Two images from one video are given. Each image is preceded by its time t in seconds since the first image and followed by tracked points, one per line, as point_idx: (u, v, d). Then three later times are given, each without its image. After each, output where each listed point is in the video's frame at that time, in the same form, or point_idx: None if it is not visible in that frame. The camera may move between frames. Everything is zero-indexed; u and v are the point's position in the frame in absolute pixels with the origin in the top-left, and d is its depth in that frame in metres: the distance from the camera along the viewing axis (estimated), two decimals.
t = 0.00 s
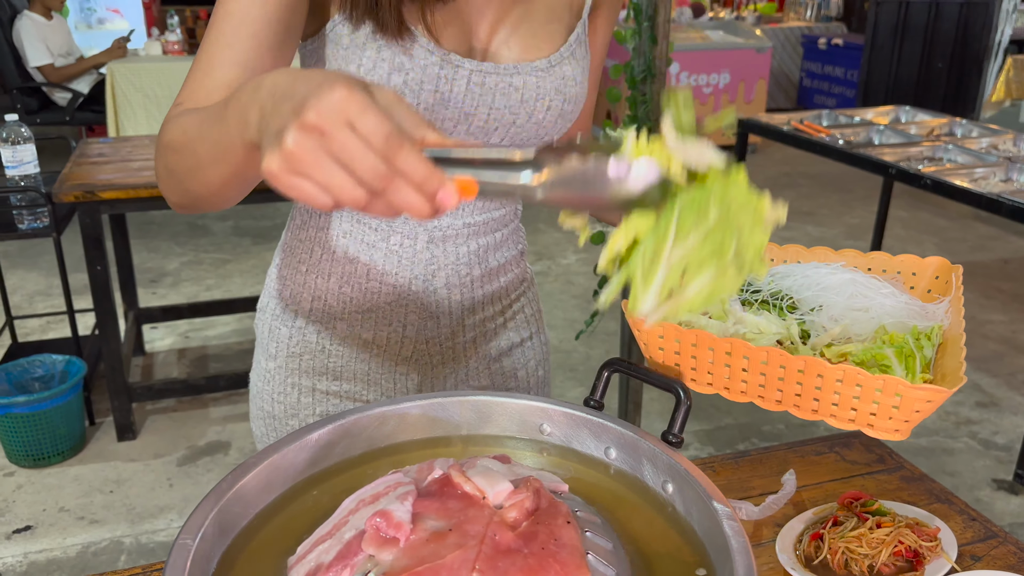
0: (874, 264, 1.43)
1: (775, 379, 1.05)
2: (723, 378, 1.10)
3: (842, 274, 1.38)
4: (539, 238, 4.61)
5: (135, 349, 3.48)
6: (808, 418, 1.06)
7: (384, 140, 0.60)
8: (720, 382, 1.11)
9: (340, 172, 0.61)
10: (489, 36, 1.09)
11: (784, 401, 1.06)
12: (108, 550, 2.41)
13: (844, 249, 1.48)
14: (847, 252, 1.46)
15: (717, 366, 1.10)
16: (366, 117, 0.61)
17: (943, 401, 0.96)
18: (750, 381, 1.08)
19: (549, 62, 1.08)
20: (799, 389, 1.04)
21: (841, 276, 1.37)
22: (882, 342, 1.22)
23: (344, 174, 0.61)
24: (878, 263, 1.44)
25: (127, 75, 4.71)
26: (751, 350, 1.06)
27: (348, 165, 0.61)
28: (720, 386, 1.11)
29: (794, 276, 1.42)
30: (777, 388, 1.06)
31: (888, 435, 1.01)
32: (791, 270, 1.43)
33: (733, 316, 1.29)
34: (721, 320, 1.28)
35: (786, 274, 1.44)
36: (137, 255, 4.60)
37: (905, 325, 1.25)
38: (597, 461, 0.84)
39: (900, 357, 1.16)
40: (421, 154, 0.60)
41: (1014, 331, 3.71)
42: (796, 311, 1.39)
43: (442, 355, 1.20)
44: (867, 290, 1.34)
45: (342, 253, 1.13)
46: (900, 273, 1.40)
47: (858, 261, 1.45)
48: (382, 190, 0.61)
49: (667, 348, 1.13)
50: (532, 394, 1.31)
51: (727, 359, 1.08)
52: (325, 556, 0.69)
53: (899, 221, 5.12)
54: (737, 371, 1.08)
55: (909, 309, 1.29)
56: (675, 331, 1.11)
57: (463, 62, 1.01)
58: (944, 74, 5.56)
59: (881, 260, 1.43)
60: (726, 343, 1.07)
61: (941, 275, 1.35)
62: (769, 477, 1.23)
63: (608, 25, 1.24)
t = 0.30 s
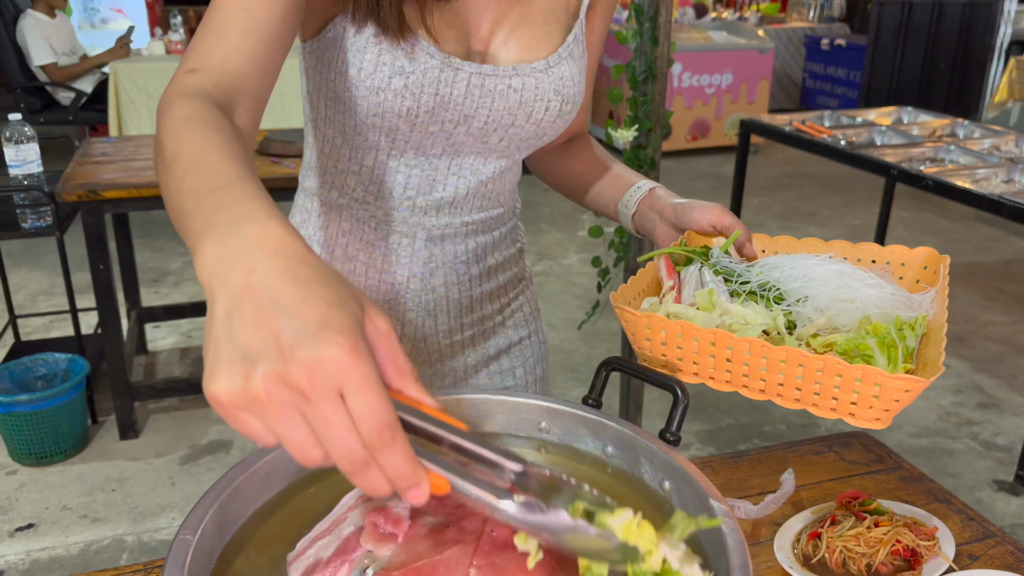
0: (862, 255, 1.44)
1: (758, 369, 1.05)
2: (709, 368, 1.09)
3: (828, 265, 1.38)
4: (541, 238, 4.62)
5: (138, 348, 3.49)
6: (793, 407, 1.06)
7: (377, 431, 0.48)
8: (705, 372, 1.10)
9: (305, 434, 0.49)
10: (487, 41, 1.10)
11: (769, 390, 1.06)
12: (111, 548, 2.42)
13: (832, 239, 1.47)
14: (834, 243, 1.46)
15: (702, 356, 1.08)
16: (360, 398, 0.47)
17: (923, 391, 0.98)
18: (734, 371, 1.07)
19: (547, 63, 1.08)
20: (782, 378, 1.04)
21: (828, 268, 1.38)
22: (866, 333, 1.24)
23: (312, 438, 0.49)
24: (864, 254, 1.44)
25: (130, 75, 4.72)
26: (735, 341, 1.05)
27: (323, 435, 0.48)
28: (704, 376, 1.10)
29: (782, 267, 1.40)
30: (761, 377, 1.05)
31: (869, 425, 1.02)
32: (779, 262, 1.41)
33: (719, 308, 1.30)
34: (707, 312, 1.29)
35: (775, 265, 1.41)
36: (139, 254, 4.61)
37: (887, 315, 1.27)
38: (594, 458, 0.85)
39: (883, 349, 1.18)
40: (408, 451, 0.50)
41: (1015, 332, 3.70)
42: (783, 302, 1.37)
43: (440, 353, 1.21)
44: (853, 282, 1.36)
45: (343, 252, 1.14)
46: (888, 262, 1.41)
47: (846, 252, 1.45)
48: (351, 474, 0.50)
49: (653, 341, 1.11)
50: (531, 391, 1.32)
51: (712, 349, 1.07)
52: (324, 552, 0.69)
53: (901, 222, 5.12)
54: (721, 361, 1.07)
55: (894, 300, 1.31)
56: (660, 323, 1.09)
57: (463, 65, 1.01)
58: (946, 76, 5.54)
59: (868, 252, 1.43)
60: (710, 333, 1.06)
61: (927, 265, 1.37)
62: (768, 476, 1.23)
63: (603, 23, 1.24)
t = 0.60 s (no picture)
0: (853, 254, 1.43)
1: (749, 369, 1.06)
2: (702, 367, 1.10)
3: (819, 266, 1.36)
4: (544, 239, 4.63)
5: (142, 347, 3.51)
6: (783, 406, 1.07)
7: (417, 479, 0.46)
8: (698, 371, 1.11)
9: (340, 475, 0.45)
10: (496, 48, 1.10)
11: (760, 389, 1.07)
12: (116, 546, 2.44)
13: (825, 238, 1.48)
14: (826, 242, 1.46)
15: (695, 355, 1.09)
16: (407, 439, 0.44)
17: (908, 394, 0.99)
18: (727, 370, 1.08)
19: (557, 69, 1.09)
20: (772, 378, 1.05)
21: (819, 267, 1.36)
22: (854, 334, 1.23)
23: (342, 482, 0.45)
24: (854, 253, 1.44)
25: (135, 76, 4.74)
26: (727, 342, 1.05)
27: (359, 478, 0.45)
28: (699, 374, 1.11)
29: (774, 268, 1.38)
30: (752, 377, 1.06)
31: (856, 424, 1.03)
32: (773, 263, 1.39)
33: (713, 308, 1.27)
34: (701, 311, 1.26)
35: (767, 265, 1.40)
36: (144, 254, 4.63)
37: (877, 316, 1.25)
38: (598, 457, 0.86)
39: (871, 349, 1.17)
40: (440, 506, 0.47)
41: (1018, 333, 3.71)
42: (776, 302, 1.36)
43: (448, 352, 1.23)
44: (843, 282, 1.34)
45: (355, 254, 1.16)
46: (877, 262, 1.41)
47: (837, 251, 1.45)
48: (377, 524, 0.47)
49: (648, 339, 1.12)
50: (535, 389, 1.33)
51: (704, 349, 1.08)
52: (335, 548, 0.70)
53: (904, 224, 5.13)
54: (713, 361, 1.08)
55: (884, 302, 1.29)
56: (655, 323, 1.10)
57: (478, 74, 1.02)
58: (950, 77, 5.56)
59: (859, 250, 1.43)
60: (703, 335, 1.06)
61: (916, 265, 1.37)
62: (770, 476, 1.24)
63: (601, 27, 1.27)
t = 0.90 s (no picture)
0: (856, 257, 1.44)
1: (750, 375, 1.07)
2: (703, 372, 1.11)
3: (823, 270, 1.37)
4: (547, 239, 4.63)
5: (147, 346, 3.52)
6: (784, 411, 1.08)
7: (436, 379, 0.47)
8: (700, 376, 1.12)
9: (362, 373, 0.45)
10: (497, 48, 1.11)
11: (761, 395, 1.08)
12: (121, 545, 2.44)
13: (827, 242, 1.48)
14: (831, 246, 1.46)
15: (697, 360, 1.10)
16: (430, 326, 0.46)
17: (907, 401, 0.98)
18: (728, 375, 1.09)
19: (559, 70, 1.10)
20: (773, 384, 1.05)
21: (820, 270, 1.38)
22: (856, 340, 1.24)
23: (361, 379, 0.45)
24: (858, 256, 1.45)
25: (140, 76, 4.75)
26: (729, 348, 1.06)
27: (378, 369, 0.45)
28: (700, 379, 1.12)
29: (777, 271, 1.40)
30: (753, 382, 1.07)
31: (855, 429, 1.03)
32: (778, 263, 1.41)
33: (716, 312, 1.30)
34: (704, 316, 1.30)
35: (770, 268, 1.41)
36: (148, 253, 4.64)
37: (877, 322, 1.27)
38: (603, 455, 0.87)
39: (871, 355, 1.18)
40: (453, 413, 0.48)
41: (1021, 335, 3.71)
42: (777, 306, 1.39)
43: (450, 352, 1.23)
44: (845, 287, 1.34)
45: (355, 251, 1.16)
46: (881, 266, 1.42)
47: (840, 254, 1.45)
48: (391, 425, 0.46)
49: (651, 345, 1.13)
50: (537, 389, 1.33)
51: (707, 355, 1.09)
52: (342, 543, 0.71)
53: (907, 224, 5.13)
54: (715, 366, 1.09)
55: (886, 308, 1.30)
56: (657, 329, 1.11)
57: (477, 74, 1.03)
58: (953, 78, 5.57)
59: (862, 253, 1.44)
60: (705, 341, 1.07)
61: (919, 269, 1.37)
62: (774, 476, 1.25)
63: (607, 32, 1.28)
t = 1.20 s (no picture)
0: (863, 245, 1.46)
1: (754, 366, 1.07)
2: (708, 363, 1.12)
3: (827, 260, 1.39)
4: (550, 239, 4.63)
5: (151, 344, 3.53)
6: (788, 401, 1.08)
7: (517, 346, 0.51)
8: (705, 367, 1.12)
9: (453, 337, 0.49)
10: (500, 42, 1.11)
11: (765, 384, 1.08)
12: (125, 541, 2.45)
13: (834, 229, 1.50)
14: (838, 233, 1.48)
15: (700, 353, 1.11)
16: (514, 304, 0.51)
17: (913, 388, 0.97)
18: (732, 366, 1.09)
19: (561, 63, 1.10)
20: (777, 373, 1.06)
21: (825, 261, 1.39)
22: (861, 329, 1.24)
23: (451, 344, 0.49)
24: (865, 245, 1.46)
25: (144, 75, 4.76)
26: (731, 339, 1.06)
27: (468, 337, 0.49)
28: (704, 370, 1.13)
29: (782, 261, 1.42)
30: (757, 372, 1.07)
31: (861, 419, 1.02)
32: (784, 254, 1.43)
33: (720, 304, 1.30)
34: (708, 308, 1.29)
35: (775, 258, 1.43)
36: (152, 252, 4.64)
37: (882, 310, 1.28)
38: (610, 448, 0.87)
39: (876, 344, 1.19)
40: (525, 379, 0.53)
41: None
42: (783, 296, 1.40)
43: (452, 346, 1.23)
44: (851, 276, 1.35)
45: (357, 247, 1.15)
46: (888, 253, 1.41)
47: (847, 242, 1.48)
48: (471, 386, 0.50)
49: (654, 338, 1.14)
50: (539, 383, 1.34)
51: (710, 345, 1.09)
52: (348, 533, 0.71)
53: (911, 224, 5.12)
54: (718, 357, 1.09)
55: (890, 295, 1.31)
56: (659, 321, 1.12)
57: (481, 66, 1.03)
58: (957, 78, 5.54)
59: (869, 241, 1.45)
60: (707, 332, 1.08)
61: (927, 256, 1.37)
62: (778, 471, 1.25)
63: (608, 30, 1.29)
